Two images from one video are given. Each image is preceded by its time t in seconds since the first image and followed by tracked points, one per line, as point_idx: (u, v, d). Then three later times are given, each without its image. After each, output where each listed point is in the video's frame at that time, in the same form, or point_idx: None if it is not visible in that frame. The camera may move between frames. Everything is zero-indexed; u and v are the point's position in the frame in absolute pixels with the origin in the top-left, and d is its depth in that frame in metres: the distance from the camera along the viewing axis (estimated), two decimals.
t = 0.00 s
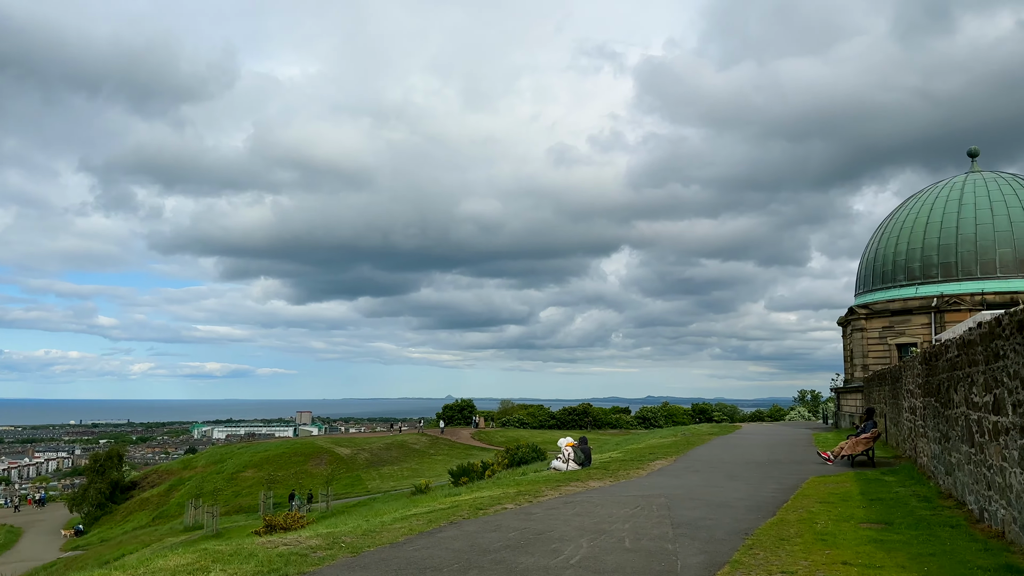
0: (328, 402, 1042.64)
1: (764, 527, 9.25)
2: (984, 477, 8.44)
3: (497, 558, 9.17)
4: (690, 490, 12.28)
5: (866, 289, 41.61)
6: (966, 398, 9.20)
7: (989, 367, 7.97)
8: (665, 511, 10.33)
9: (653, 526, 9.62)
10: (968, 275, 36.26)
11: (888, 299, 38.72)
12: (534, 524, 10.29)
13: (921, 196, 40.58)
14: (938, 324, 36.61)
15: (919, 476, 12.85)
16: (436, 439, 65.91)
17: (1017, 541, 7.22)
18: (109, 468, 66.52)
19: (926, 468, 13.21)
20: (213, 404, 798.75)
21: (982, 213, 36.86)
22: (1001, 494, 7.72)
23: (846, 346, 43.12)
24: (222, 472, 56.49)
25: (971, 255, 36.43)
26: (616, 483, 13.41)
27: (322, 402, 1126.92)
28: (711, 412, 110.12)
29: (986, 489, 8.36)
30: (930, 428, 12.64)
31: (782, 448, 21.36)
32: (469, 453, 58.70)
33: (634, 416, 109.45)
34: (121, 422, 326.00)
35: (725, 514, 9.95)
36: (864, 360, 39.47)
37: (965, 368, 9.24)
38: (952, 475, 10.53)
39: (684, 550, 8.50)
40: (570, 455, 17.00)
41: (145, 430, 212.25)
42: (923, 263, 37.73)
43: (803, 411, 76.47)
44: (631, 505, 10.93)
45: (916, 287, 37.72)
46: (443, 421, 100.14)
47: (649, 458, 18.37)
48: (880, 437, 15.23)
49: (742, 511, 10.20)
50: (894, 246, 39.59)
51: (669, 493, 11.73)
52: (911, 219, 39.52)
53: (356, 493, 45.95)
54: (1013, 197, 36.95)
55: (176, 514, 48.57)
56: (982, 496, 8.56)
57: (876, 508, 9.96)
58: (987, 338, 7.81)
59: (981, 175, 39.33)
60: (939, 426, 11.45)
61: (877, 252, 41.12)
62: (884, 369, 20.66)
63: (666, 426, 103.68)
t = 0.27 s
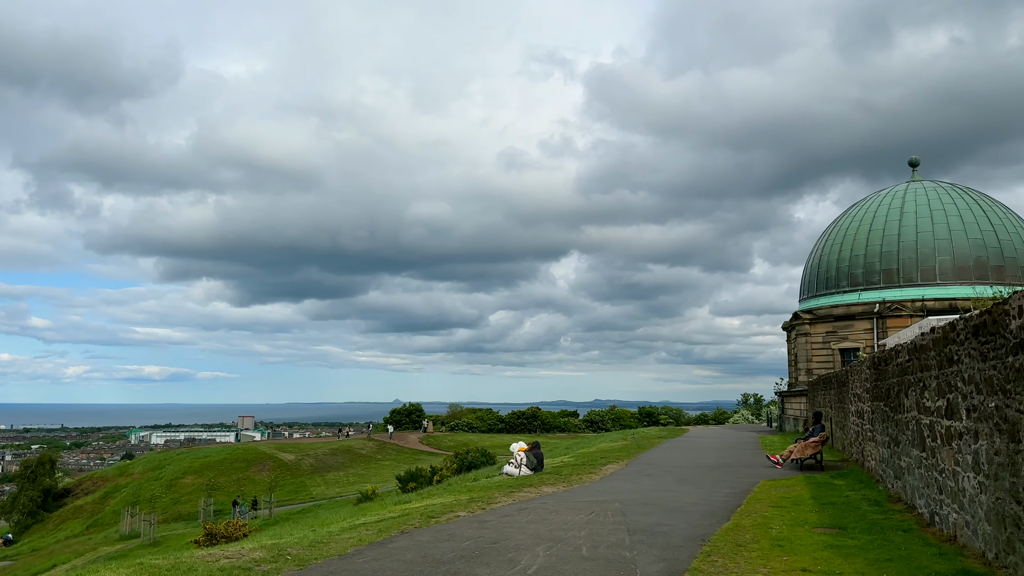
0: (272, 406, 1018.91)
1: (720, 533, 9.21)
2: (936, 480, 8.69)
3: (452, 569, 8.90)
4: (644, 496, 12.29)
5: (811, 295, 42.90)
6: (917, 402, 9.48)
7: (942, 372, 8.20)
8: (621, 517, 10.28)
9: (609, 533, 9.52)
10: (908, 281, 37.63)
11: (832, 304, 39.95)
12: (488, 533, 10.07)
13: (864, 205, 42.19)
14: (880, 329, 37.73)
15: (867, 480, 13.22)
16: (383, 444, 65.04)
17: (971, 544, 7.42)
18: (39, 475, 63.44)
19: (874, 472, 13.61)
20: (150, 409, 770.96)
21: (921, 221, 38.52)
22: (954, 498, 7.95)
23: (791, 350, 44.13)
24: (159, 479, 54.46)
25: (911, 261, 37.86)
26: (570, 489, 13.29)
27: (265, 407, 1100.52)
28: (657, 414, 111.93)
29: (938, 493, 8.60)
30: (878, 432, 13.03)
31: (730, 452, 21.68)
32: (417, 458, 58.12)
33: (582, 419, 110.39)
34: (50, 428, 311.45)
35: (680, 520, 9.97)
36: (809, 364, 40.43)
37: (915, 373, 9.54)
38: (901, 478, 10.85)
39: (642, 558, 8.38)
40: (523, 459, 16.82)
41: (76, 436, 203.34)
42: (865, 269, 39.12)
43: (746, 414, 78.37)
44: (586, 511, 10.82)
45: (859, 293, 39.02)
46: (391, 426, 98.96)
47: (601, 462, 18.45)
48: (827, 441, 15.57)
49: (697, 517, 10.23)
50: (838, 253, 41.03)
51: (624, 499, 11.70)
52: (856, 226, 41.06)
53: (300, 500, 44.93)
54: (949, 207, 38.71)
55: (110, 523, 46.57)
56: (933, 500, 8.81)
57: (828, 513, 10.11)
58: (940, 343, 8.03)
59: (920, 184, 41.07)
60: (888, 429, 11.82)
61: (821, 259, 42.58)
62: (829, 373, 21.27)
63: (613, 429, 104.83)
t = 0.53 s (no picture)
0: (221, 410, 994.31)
1: (683, 536, 9.24)
2: (897, 481, 8.88)
3: None
4: (605, 498, 12.28)
5: (765, 298, 43.83)
6: (878, 403, 9.70)
7: (904, 373, 8.39)
8: (583, 521, 10.23)
9: (572, 537, 9.45)
10: (860, 285, 38.75)
11: (785, 308, 40.79)
12: (449, 539, 9.90)
13: (816, 210, 43.34)
14: (833, 332, 38.57)
15: (825, 481, 13.49)
16: (337, 448, 64.02)
17: (933, 545, 7.59)
18: None
19: (831, 473, 13.90)
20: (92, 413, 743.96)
21: (872, 227, 39.76)
22: (915, 500, 8.15)
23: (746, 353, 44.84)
24: (102, 485, 52.49)
25: (862, 266, 39.02)
26: (529, 492, 13.19)
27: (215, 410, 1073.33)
28: (612, 417, 112.99)
29: (899, 495, 8.79)
30: (835, 434, 13.31)
31: (687, 454, 21.93)
32: (372, 462, 57.38)
33: (538, 422, 110.76)
34: None
35: (642, 523, 9.96)
36: (762, 367, 41.09)
37: (876, 374, 9.76)
38: (859, 479, 11.09)
39: (607, 562, 8.33)
40: (482, 462, 16.67)
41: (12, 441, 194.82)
42: (818, 274, 40.17)
43: (699, 416, 79.70)
44: (548, 515, 10.74)
45: (812, 297, 40.02)
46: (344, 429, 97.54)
47: (560, 465, 18.36)
48: (784, 442, 15.79)
49: (659, 519, 10.25)
50: (792, 258, 42.06)
51: (585, 502, 11.66)
52: (809, 231, 42.16)
53: (251, 505, 43.85)
54: (899, 213, 40.03)
55: (49, 530, 44.66)
56: (894, 501, 9.01)
57: (789, 514, 10.26)
58: (902, 344, 8.22)
59: (871, 191, 42.36)
60: (846, 431, 12.08)
61: (775, 262, 43.61)
62: (784, 375, 21.69)
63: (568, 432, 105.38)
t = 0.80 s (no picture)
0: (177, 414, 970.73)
1: (656, 543, 9.20)
2: (869, 487, 8.99)
3: None
4: (574, 504, 12.19)
5: (728, 302, 44.44)
6: (849, 408, 9.82)
7: (878, 377, 8.50)
8: (553, 528, 10.11)
9: (543, 546, 9.31)
10: (822, 290, 39.54)
11: (748, 312, 41.40)
12: (415, 549, 9.67)
13: (779, 215, 44.14)
14: (794, 336, 39.28)
15: (792, 486, 13.64)
16: (297, 452, 62.93)
17: (908, 551, 7.68)
18: None
19: (798, 477, 14.08)
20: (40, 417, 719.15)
21: (834, 232, 40.67)
22: (889, 506, 8.25)
23: (709, 355, 45.36)
24: (53, 491, 50.66)
25: (824, 271, 39.86)
26: (497, 498, 13.01)
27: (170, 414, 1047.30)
28: (575, 420, 113.50)
29: (871, 501, 8.90)
30: (803, 438, 13.49)
31: (653, 457, 22.03)
32: (333, 467, 56.54)
33: (501, 425, 110.70)
34: None
35: (614, 530, 9.88)
36: (726, 370, 41.59)
37: (847, 379, 9.89)
38: (828, 484, 11.23)
39: (578, 571, 8.23)
40: (448, 468, 16.44)
41: None
42: (781, 278, 40.90)
43: (661, 419, 80.54)
44: (517, 522, 10.59)
45: (775, 301, 40.72)
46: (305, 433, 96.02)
47: (527, 470, 18.15)
48: (751, 446, 15.92)
49: (629, 526, 10.19)
50: (755, 262, 42.74)
51: (555, 508, 11.54)
52: (772, 236, 42.91)
53: (208, 511, 42.77)
54: (860, 219, 41.02)
55: None
56: (866, 507, 9.12)
57: (760, 520, 10.30)
58: (877, 348, 8.34)
59: (833, 197, 43.33)
60: (815, 435, 12.24)
61: (739, 265, 44.24)
62: (750, 378, 21.96)
63: (531, 435, 105.45)
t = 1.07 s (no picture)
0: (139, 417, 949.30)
1: (637, 547, 9.15)
2: (850, 489, 9.08)
3: None
4: (551, 508, 12.11)
5: (700, 304, 44.88)
6: (829, 409, 9.93)
7: (860, 378, 8.59)
8: (531, 533, 10.01)
9: (522, 551, 9.17)
10: (792, 293, 40.15)
11: (719, 314, 41.84)
12: (391, 555, 9.48)
13: (750, 218, 44.72)
14: (765, 338, 39.82)
15: (767, 488, 13.76)
16: (264, 455, 61.90)
17: (892, 554, 7.76)
18: None
19: (773, 479, 14.22)
20: None
21: (804, 236, 41.33)
22: (871, 508, 8.32)
23: (680, 357, 45.73)
24: (9, 496, 49.06)
25: (794, 274, 40.47)
26: (472, 502, 12.86)
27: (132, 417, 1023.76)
28: (545, 422, 113.71)
29: (853, 503, 8.98)
30: (779, 439, 13.62)
31: (626, 459, 22.08)
32: (301, 470, 55.73)
33: (471, 427, 110.35)
34: None
35: (593, 534, 9.82)
36: (697, 372, 41.97)
37: (827, 380, 10.00)
38: (806, 486, 11.34)
39: None
40: (421, 471, 16.24)
41: None
42: (752, 280, 41.43)
43: (631, 420, 81.11)
44: (495, 527, 10.44)
45: (745, 303, 41.24)
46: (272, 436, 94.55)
47: (501, 472, 18.00)
48: (725, 448, 16.03)
49: (609, 529, 10.14)
50: (726, 264, 43.25)
51: (532, 512, 11.44)
52: (742, 239, 43.47)
53: (172, 515, 41.81)
54: (829, 223, 41.76)
55: None
56: (846, 509, 9.21)
57: (739, 522, 10.33)
58: (860, 349, 8.43)
59: (803, 200, 44.04)
60: (792, 437, 12.35)
61: (710, 268, 44.72)
62: (723, 379, 22.14)
63: (501, 438, 105.34)
